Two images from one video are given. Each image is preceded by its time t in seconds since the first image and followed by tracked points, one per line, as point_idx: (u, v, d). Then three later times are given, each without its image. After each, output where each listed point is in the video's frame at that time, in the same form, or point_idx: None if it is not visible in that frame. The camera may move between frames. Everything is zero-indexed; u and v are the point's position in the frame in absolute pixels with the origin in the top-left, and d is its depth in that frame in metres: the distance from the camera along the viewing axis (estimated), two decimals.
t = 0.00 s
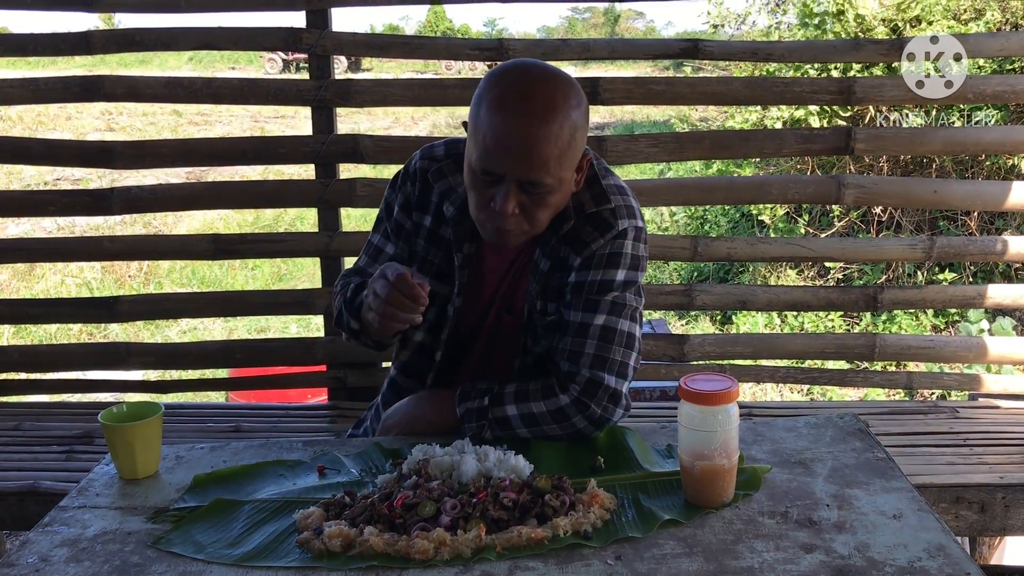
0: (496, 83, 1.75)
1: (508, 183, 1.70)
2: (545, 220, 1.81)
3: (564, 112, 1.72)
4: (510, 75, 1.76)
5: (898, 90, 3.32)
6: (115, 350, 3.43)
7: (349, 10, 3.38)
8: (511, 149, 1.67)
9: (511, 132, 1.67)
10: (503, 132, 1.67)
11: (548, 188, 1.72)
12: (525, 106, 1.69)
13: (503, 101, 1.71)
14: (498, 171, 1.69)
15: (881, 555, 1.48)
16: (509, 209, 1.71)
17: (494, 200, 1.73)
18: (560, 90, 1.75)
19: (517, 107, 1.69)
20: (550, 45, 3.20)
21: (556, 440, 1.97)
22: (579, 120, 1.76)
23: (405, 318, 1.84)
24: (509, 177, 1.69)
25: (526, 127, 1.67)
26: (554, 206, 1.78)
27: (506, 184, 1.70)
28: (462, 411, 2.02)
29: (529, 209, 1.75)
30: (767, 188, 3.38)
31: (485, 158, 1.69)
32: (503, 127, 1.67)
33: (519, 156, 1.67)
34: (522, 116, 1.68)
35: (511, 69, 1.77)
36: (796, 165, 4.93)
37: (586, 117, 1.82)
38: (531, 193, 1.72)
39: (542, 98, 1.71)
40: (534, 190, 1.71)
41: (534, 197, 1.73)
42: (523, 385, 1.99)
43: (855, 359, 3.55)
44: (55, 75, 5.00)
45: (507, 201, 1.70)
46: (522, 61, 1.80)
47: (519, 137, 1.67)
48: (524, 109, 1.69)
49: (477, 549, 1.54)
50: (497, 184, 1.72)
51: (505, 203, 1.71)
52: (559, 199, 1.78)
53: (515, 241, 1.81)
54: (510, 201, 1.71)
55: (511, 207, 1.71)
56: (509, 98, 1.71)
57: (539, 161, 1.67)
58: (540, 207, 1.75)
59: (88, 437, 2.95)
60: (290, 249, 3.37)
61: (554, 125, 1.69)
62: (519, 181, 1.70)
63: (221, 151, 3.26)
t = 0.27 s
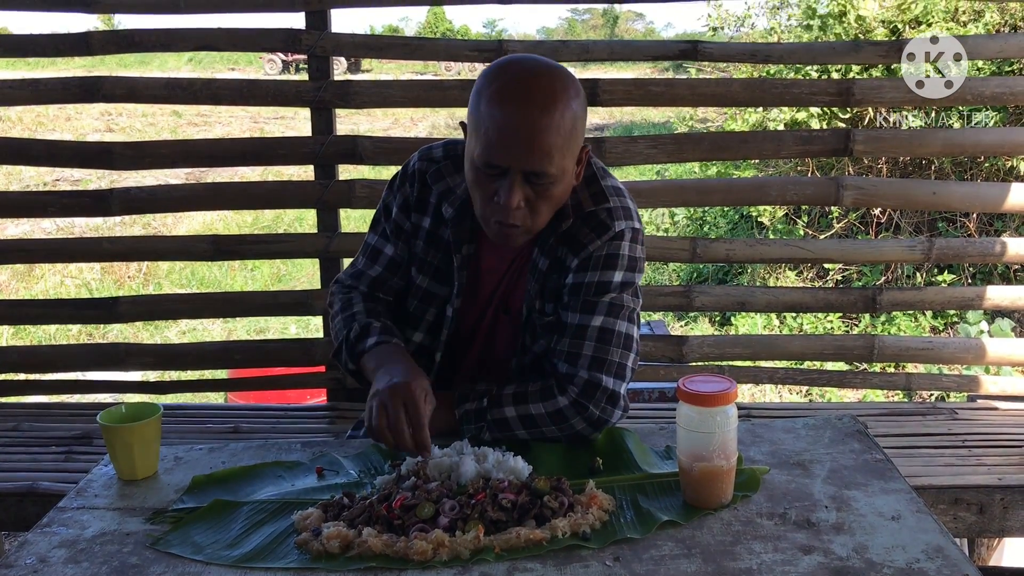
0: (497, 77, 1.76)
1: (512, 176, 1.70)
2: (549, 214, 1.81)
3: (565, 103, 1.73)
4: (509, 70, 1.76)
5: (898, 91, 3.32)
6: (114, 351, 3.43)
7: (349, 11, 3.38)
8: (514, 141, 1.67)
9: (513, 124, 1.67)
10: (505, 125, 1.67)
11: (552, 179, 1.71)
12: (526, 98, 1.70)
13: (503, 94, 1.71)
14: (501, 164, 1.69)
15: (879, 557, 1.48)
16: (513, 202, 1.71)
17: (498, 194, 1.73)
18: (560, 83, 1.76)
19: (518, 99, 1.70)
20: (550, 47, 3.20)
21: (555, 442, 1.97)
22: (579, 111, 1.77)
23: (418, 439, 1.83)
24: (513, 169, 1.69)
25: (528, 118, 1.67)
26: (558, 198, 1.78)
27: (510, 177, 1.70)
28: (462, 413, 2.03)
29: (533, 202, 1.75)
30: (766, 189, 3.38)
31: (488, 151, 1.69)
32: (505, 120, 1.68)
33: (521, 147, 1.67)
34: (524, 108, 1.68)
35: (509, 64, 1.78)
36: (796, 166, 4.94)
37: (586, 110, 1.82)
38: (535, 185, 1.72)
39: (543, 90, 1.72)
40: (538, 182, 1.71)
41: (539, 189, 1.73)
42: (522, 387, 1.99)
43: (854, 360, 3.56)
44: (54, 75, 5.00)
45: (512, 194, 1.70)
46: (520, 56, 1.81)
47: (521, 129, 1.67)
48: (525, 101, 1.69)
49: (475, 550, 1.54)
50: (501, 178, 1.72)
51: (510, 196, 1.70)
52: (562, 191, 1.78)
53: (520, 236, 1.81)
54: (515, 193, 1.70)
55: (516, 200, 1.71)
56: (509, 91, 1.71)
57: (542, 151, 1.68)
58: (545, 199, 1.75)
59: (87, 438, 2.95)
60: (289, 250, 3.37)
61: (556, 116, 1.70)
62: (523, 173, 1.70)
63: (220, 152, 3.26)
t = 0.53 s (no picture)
0: (489, 70, 1.76)
1: (505, 169, 1.70)
2: (546, 206, 1.81)
3: (557, 93, 1.72)
4: (501, 63, 1.76)
5: (898, 91, 3.32)
6: (114, 350, 3.42)
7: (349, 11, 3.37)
8: (507, 132, 1.67)
9: (505, 116, 1.67)
10: (497, 117, 1.67)
11: (546, 170, 1.71)
12: (518, 89, 1.70)
13: (495, 86, 1.71)
14: (495, 156, 1.69)
15: (880, 557, 1.48)
16: (508, 195, 1.71)
17: (492, 186, 1.73)
18: (552, 74, 1.75)
19: (510, 91, 1.70)
20: (550, 46, 3.20)
21: (556, 442, 1.97)
22: (572, 102, 1.77)
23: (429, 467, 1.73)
24: (507, 161, 1.69)
25: (520, 110, 1.67)
26: (554, 190, 1.78)
27: (503, 169, 1.70)
28: (462, 413, 2.03)
29: (529, 194, 1.74)
30: (767, 189, 3.38)
31: (481, 144, 1.70)
32: (498, 112, 1.68)
33: (513, 139, 1.67)
34: (515, 99, 1.68)
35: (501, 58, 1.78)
36: (796, 166, 4.94)
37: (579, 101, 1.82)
38: (530, 177, 1.72)
39: (535, 81, 1.72)
40: (532, 174, 1.71)
41: (533, 180, 1.73)
42: (522, 387, 1.99)
43: (855, 360, 3.56)
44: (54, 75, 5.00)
45: (506, 186, 1.71)
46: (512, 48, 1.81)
47: (513, 120, 1.67)
48: (518, 93, 1.69)
49: (476, 550, 1.53)
50: (495, 170, 1.72)
51: (504, 188, 1.71)
52: (557, 183, 1.78)
53: (517, 229, 1.81)
54: (509, 186, 1.71)
55: (511, 192, 1.71)
56: (501, 83, 1.71)
57: (535, 142, 1.68)
58: (540, 191, 1.75)
59: (87, 437, 2.95)
60: (289, 250, 3.37)
61: (548, 106, 1.70)
62: (517, 165, 1.70)
63: (220, 151, 3.26)
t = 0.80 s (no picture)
0: (487, 70, 1.76)
1: (500, 170, 1.70)
2: (541, 208, 1.81)
3: (555, 96, 1.72)
4: (499, 63, 1.76)
5: (899, 91, 3.32)
6: (115, 350, 3.42)
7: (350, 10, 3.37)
8: (502, 133, 1.67)
9: (500, 117, 1.67)
10: (493, 118, 1.67)
11: (542, 172, 1.71)
12: (516, 91, 1.70)
13: (492, 87, 1.71)
14: (490, 156, 1.70)
15: (881, 556, 1.48)
16: (503, 195, 1.71)
17: (487, 187, 1.73)
18: (550, 76, 1.75)
19: (507, 92, 1.70)
20: (551, 46, 3.20)
21: (557, 441, 1.97)
22: (570, 105, 1.76)
23: (409, 424, 1.86)
24: (502, 162, 1.69)
25: (516, 112, 1.67)
26: (549, 192, 1.77)
27: (498, 170, 1.70)
28: (462, 413, 2.02)
29: (523, 195, 1.75)
30: (767, 189, 3.38)
31: (476, 144, 1.70)
32: (495, 112, 1.68)
33: (509, 140, 1.67)
34: (512, 101, 1.68)
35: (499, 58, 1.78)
36: (796, 166, 4.94)
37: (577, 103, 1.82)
38: (525, 179, 1.72)
39: (532, 83, 1.72)
40: (526, 175, 1.71)
41: (528, 182, 1.73)
42: (522, 387, 1.98)
43: (856, 360, 3.56)
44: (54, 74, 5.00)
45: (500, 187, 1.71)
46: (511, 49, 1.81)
47: (509, 122, 1.67)
48: (515, 94, 1.69)
49: (477, 549, 1.53)
50: (490, 171, 1.73)
51: (499, 189, 1.71)
52: (553, 185, 1.78)
53: (512, 230, 1.81)
54: (503, 187, 1.71)
55: (505, 193, 1.71)
56: (498, 84, 1.71)
57: (530, 144, 1.68)
58: (535, 193, 1.75)
59: (88, 436, 2.95)
60: (290, 249, 3.37)
61: (545, 109, 1.69)
62: (511, 167, 1.70)
63: (221, 150, 3.26)
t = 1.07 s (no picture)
0: (488, 74, 1.76)
1: (504, 174, 1.70)
2: (544, 211, 1.81)
3: (556, 98, 1.72)
4: (500, 67, 1.76)
5: (899, 92, 3.32)
6: (115, 350, 3.43)
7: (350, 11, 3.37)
8: (505, 137, 1.67)
9: (503, 121, 1.67)
10: (496, 122, 1.67)
11: (545, 175, 1.71)
12: (517, 94, 1.70)
13: (494, 91, 1.71)
14: (494, 160, 1.69)
15: (881, 556, 1.49)
16: (506, 199, 1.71)
17: (491, 191, 1.73)
18: (551, 78, 1.75)
19: (509, 96, 1.70)
20: (551, 46, 3.20)
21: (557, 441, 1.97)
22: (571, 107, 1.77)
23: (401, 442, 1.81)
24: (505, 166, 1.69)
25: (519, 115, 1.67)
26: (552, 194, 1.78)
27: (502, 174, 1.70)
28: (462, 413, 2.02)
29: (527, 198, 1.75)
30: (768, 190, 3.38)
31: (479, 149, 1.70)
32: (498, 116, 1.68)
33: (512, 144, 1.67)
34: (514, 104, 1.68)
35: (500, 62, 1.78)
36: (796, 166, 4.95)
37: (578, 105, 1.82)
38: (528, 182, 1.72)
39: (533, 86, 1.72)
40: (530, 179, 1.71)
41: (532, 185, 1.73)
42: (522, 387, 1.99)
43: (856, 360, 3.56)
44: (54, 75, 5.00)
45: (504, 191, 1.70)
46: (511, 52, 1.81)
47: (512, 126, 1.67)
48: (518, 97, 1.69)
49: (477, 549, 1.54)
50: (494, 175, 1.72)
51: (503, 193, 1.71)
52: (556, 188, 1.78)
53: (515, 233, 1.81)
54: (507, 190, 1.71)
55: (509, 197, 1.71)
56: (500, 87, 1.71)
57: (534, 147, 1.68)
58: (538, 196, 1.75)
59: (88, 436, 2.95)
60: (290, 249, 3.37)
61: (547, 112, 1.69)
62: (516, 170, 1.70)
63: (221, 151, 3.26)
